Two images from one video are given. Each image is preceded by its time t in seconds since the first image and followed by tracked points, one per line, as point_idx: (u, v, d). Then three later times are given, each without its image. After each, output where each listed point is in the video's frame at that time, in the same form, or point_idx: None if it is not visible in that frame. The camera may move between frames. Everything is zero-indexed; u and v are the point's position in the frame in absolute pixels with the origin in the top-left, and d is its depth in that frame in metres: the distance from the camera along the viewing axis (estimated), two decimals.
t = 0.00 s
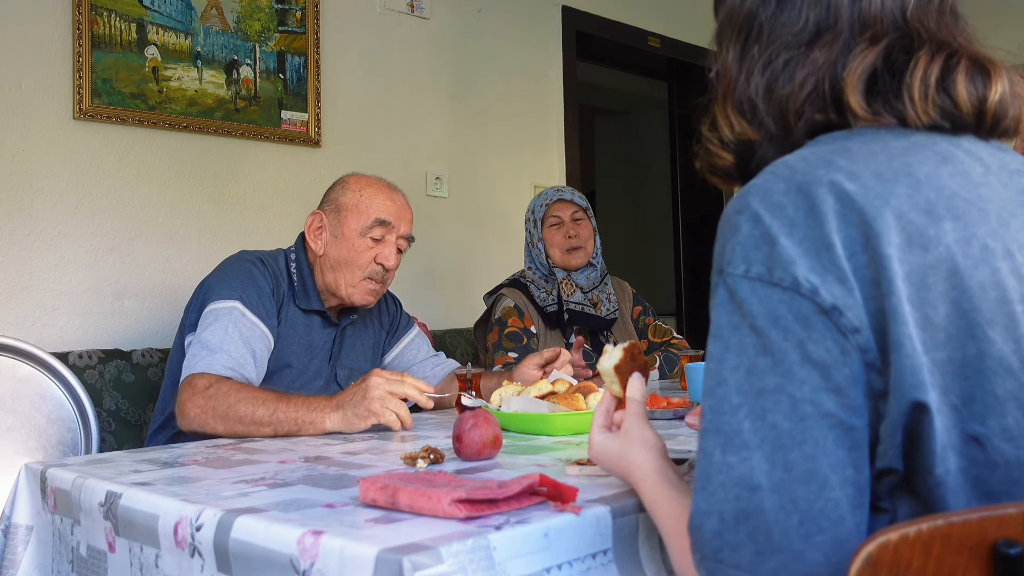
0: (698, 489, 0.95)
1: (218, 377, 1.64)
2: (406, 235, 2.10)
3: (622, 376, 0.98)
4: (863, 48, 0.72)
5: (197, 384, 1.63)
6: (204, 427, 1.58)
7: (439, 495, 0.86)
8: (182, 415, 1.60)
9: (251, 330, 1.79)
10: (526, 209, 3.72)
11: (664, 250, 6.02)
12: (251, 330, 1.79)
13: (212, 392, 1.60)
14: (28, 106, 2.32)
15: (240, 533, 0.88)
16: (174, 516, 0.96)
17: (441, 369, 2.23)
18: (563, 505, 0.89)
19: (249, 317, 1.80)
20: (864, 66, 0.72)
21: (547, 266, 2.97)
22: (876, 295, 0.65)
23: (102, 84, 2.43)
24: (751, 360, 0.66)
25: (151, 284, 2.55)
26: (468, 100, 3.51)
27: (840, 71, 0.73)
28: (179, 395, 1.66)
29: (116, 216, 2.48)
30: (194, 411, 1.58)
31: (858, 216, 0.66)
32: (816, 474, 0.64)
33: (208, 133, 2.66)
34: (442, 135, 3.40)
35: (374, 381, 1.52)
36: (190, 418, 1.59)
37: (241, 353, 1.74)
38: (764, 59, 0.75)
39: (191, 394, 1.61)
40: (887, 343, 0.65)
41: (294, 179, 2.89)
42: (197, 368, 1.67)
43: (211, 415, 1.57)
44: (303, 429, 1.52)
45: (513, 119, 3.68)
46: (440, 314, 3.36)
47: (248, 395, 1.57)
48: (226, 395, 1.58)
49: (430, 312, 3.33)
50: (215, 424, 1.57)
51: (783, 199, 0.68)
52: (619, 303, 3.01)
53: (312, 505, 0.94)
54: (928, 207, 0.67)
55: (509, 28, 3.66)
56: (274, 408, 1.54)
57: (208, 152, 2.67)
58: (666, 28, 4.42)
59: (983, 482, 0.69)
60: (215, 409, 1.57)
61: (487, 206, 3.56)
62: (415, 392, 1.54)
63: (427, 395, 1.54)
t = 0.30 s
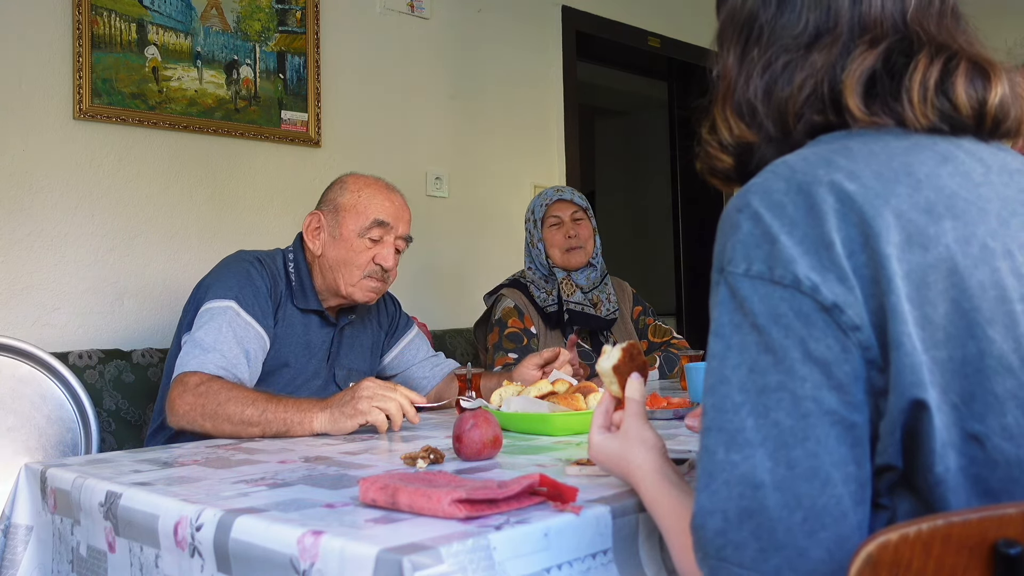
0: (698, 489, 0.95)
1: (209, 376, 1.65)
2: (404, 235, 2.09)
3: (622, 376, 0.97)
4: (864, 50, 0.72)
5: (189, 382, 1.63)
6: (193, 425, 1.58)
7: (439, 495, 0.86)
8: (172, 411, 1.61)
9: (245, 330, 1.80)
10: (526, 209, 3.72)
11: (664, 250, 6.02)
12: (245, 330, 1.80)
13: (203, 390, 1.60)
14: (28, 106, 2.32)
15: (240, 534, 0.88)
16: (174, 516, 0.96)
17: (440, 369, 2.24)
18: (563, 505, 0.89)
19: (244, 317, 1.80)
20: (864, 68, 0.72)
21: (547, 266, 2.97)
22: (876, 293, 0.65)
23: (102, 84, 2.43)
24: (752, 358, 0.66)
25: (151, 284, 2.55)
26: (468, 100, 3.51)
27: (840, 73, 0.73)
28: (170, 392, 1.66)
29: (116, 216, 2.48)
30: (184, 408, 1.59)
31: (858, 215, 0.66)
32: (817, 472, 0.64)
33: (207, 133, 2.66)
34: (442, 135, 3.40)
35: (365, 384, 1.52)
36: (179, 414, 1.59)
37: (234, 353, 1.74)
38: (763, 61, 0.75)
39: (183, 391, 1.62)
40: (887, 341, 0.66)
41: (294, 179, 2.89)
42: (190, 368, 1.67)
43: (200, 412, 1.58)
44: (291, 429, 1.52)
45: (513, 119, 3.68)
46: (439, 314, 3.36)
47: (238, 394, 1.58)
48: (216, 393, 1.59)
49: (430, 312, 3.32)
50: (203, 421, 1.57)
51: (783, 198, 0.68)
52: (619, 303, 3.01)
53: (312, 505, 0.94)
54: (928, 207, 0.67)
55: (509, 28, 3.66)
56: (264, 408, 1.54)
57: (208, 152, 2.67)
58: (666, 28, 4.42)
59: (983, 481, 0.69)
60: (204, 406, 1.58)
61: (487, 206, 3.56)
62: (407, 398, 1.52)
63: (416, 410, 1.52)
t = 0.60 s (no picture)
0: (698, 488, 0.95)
1: (209, 377, 1.65)
2: (399, 234, 2.10)
3: (622, 376, 0.97)
4: (866, 49, 0.72)
5: (188, 383, 1.63)
6: (191, 425, 1.58)
7: (439, 495, 0.86)
8: (170, 412, 1.61)
9: (241, 330, 1.79)
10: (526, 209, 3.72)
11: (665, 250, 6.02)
12: (241, 330, 1.80)
13: (202, 390, 1.61)
14: (28, 106, 2.32)
15: (239, 534, 0.88)
16: (173, 516, 0.96)
17: (438, 369, 2.23)
18: (563, 505, 0.89)
19: (239, 317, 1.80)
20: (866, 68, 0.72)
21: (547, 267, 2.98)
22: (874, 291, 0.65)
23: (102, 84, 2.43)
24: (752, 355, 0.66)
25: (151, 284, 2.55)
26: (468, 100, 3.51)
27: (842, 73, 0.73)
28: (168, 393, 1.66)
29: (116, 216, 2.48)
30: (182, 408, 1.59)
31: (859, 213, 0.66)
32: (817, 468, 0.64)
33: (207, 133, 2.66)
34: (442, 135, 3.40)
35: (365, 387, 1.53)
36: (177, 415, 1.59)
37: (231, 353, 1.74)
38: (766, 60, 0.75)
39: (181, 391, 1.62)
40: (887, 338, 0.65)
41: (294, 180, 2.89)
42: (186, 369, 1.67)
43: (198, 412, 1.58)
44: (291, 428, 1.52)
45: (513, 120, 3.68)
46: (439, 314, 3.36)
47: (237, 393, 1.58)
48: (215, 393, 1.59)
49: (430, 312, 3.32)
50: (201, 420, 1.57)
51: (783, 196, 0.68)
52: (619, 304, 3.01)
53: (312, 505, 0.94)
54: (928, 206, 0.68)
55: (508, 28, 3.66)
56: (263, 407, 1.54)
57: (209, 152, 2.67)
58: (666, 28, 4.42)
59: (983, 480, 0.69)
60: (203, 406, 1.58)
61: (487, 206, 3.56)
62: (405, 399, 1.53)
63: (413, 417, 1.53)
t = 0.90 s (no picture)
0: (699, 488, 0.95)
1: (210, 379, 1.66)
2: (386, 226, 2.10)
3: (622, 377, 0.97)
4: (871, 49, 0.72)
5: (189, 386, 1.64)
6: (194, 427, 1.59)
7: (439, 495, 0.86)
8: (173, 416, 1.62)
9: (231, 327, 1.79)
10: (526, 209, 3.72)
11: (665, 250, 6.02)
12: (231, 327, 1.80)
13: (204, 393, 1.61)
14: (28, 106, 2.32)
15: (240, 534, 0.88)
16: (174, 516, 0.96)
17: (429, 367, 2.21)
18: (563, 505, 0.89)
19: (227, 314, 1.80)
20: (869, 68, 0.72)
21: (546, 270, 2.97)
22: (878, 290, 0.65)
23: (102, 84, 2.43)
24: (757, 354, 0.66)
25: (151, 284, 2.55)
26: (468, 100, 3.51)
27: (845, 73, 0.73)
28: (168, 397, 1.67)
29: (116, 216, 2.48)
30: (185, 410, 1.60)
31: (863, 212, 0.66)
32: (823, 467, 0.64)
33: (207, 133, 2.66)
34: (442, 135, 3.40)
35: (362, 384, 1.52)
36: (180, 418, 1.60)
37: (223, 351, 1.74)
38: (771, 60, 0.75)
39: (183, 395, 1.63)
40: (891, 337, 0.66)
41: (294, 179, 2.89)
42: (179, 371, 1.67)
43: (200, 413, 1.58)
44: (291, 429, 1.52)
45: (513, 120, 3.68)
46: (439, 314, 3.36)
47: (237, 395, 1.58)
48: (216, 395, 1.60)
49: (430, 311, 3.32)
50: (203, 421, 1.57)
51: (788, 195, 0.68)
52: (619, 304, 3.01)
53: (312, 505, 0.94)
54: (932, 206, 0.68)
55: (508, 27, 3.66)
56: (263, 408, 1.55)
57: (208, 151, 2.68)
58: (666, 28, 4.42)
59: (985, 479, 0.69)
60: (204, 407, 1.58)
61: (487, 206, 3.56)
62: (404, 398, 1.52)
63: (413, 410, 1.51)
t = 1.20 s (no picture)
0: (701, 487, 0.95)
1: (211, 379, 1.67)
2: (367, 217, 2.10)
3: (623, 376, 0.98)
4: (881, 48, 0.72)
5: (190, 387, 1.64)
6: (197, 428, 1.59)
7: (439, 495, 0.86)
8: (176, 417, 1.62)
9: (219, 325, 1.80)
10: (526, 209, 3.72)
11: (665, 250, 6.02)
12: (219, 324, 1.80)
13: (205, 394, 1.62)
14: (28, 106, 2.32)
15: (239, 533, 0.88)
16: (173, 516, 0.96)
17: (415, 365, 2.20)
18: (563, 505, 0.89)
19: (215, 313, 1.80)
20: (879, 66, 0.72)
21: (547, 270, 2.97)
22: (888, 289, 0.65)
23: (102, 84, 2.43)
24: (765, 352, 0.66)
25: (151, 283, 2.55)
26: (467, 100, 3.51)
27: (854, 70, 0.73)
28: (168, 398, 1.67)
29: (116, 215, 2.48)
30: (188, 412, 1.60)
31: (874, 211, 0.66)
32: (830, 466, 0.64)
33: (207, 133, 2.66)
34: (442, 135, 3.40)
35: (359, 381, 1.51)
36: (183, 418, 1.61)
37: (214, 349, 1.75)
38: (780, 58, 0.75)
39: (185, 396, 1.63)
40: (900, 337, 0.66)
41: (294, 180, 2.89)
42: (172, 373, 1.67)
43: (203, 414, 1.59)
44: (291, 429, 1.52)
45: (513, 120, 3.68)
46: (439, 314, 3.36)
47: (238, 395, 1.59)
48: (217, 395, 1.60)
49: (430, 312, 3.32)
50: (206, 422, 1.58)
51: (799, 193, 0.67)
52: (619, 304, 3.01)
53: (312, 505, 0.94)
54: (942, 205, 0.68)
55: (509, 27, 3.66)
56: (264, 408, 1.54)
57: (208, 152, 2.67)
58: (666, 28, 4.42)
59: (991, 479, 0.69)
60: (206, 408, 1.59)
61: (487, 206, 3.56)
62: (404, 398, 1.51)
63: (411, 406, 1.50)
